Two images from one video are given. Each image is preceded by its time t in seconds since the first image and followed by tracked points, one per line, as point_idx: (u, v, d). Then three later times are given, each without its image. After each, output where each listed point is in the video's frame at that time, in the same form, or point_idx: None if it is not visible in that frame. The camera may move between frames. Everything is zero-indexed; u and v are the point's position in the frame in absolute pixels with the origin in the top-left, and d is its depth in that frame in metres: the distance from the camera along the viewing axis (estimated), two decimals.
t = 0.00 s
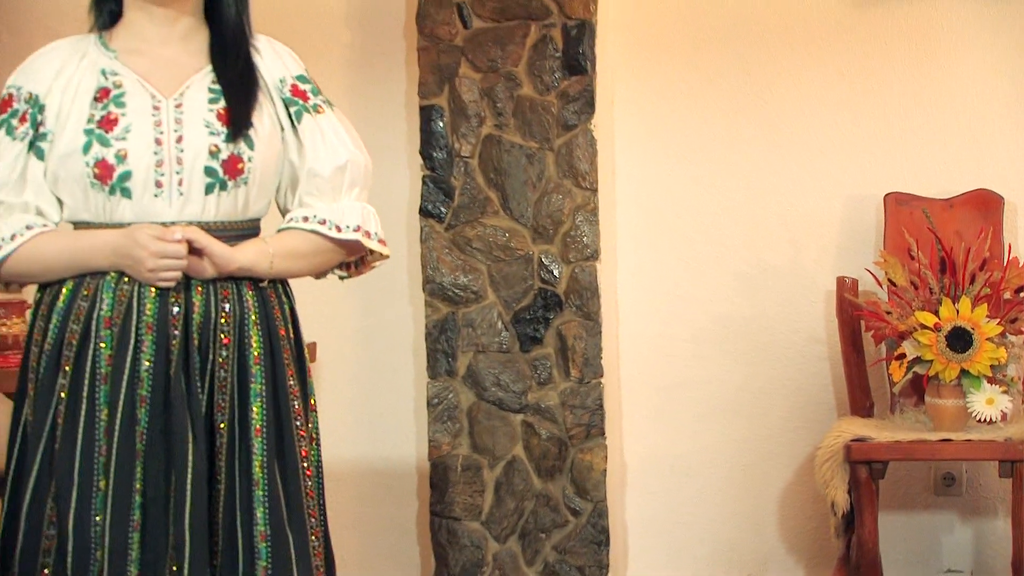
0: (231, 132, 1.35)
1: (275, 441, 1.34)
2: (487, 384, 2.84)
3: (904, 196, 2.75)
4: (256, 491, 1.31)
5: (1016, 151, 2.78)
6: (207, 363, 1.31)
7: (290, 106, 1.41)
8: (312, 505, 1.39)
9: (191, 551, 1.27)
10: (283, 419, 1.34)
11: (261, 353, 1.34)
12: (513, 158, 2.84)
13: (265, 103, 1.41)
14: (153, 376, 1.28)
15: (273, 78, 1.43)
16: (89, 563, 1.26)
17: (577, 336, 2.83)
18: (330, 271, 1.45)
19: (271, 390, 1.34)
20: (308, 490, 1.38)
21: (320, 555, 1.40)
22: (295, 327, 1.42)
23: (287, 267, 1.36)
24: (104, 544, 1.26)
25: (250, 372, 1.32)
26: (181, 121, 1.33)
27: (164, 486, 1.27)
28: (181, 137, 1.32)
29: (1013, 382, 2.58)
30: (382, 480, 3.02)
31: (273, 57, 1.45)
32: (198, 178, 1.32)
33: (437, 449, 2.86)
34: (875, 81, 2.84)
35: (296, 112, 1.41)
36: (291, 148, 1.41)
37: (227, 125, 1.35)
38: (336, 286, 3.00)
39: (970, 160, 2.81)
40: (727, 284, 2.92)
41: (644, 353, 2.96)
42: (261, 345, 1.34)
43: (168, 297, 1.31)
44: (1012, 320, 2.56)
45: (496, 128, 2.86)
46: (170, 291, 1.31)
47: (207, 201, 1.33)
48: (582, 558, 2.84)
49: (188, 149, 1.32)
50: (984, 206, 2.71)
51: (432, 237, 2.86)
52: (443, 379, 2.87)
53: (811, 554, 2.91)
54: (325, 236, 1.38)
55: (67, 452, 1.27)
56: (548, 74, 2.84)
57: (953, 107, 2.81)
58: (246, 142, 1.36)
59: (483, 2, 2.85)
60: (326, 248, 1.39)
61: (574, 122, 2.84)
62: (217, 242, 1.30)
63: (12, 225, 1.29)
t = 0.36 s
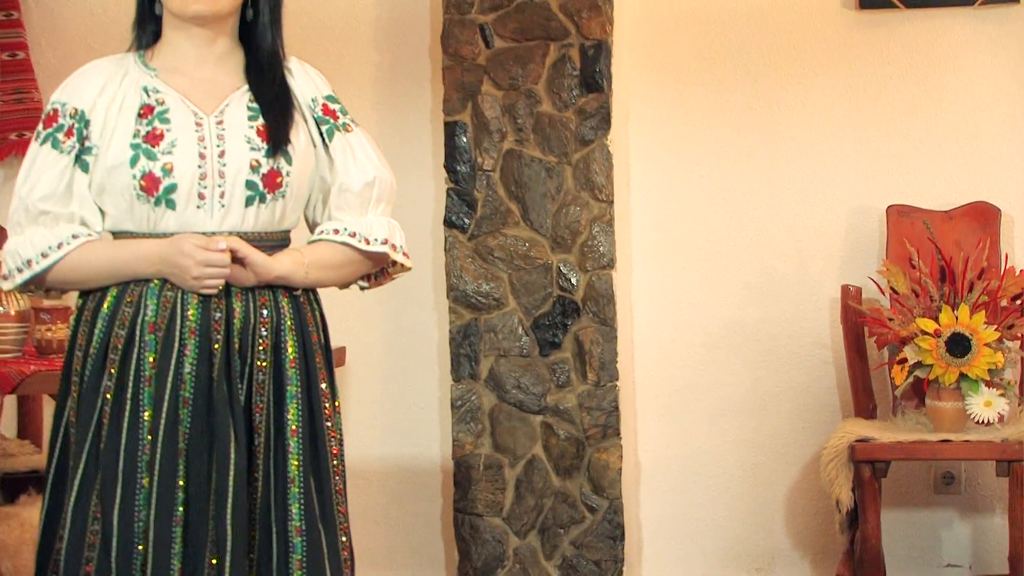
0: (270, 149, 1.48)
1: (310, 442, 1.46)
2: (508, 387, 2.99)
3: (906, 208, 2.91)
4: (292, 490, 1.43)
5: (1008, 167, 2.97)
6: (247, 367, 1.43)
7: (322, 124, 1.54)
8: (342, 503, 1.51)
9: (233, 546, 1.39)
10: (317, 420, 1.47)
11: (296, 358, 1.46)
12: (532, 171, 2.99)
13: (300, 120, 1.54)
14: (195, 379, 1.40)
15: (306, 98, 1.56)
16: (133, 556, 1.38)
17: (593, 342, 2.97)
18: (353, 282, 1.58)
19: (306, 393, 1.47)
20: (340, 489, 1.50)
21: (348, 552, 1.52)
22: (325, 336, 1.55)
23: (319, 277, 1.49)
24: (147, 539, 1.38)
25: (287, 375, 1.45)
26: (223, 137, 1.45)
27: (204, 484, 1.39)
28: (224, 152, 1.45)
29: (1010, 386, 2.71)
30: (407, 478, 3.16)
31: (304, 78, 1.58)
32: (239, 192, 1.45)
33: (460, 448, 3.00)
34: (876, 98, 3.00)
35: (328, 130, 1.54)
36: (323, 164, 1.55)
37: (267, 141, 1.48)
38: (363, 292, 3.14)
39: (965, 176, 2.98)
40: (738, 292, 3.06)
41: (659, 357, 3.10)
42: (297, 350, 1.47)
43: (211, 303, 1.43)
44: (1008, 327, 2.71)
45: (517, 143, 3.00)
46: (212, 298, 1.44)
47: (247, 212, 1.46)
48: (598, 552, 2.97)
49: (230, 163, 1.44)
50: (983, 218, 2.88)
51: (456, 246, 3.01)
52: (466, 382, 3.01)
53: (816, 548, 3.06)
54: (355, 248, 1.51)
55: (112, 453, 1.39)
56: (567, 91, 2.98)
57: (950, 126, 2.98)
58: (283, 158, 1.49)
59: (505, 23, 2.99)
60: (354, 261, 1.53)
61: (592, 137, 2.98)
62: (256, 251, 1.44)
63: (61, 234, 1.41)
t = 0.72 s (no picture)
0: (301, 156, 1.65)
1: (352, 434, 1.64)
2: (531, 387, 3.14)
3: (911, 217, 3.05)
4: (339, 479, 1.61)
5: (1007, 178, 3.11)
6: (293, 366, 1.61)
7: (345, 127, 1.72)
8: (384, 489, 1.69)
9: (287, 533, 1.56)
10: (359, 414, 1.64)
11: (337, 355, 1.64)
12: (554, 182, 3.14)
13: (325, 126, 1.72)
14: (244, 379, 1.57)
15: (328, 105, 1.73)
16: (193, 546, 1.55)
17: (612, 344, 3.12)
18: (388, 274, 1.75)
19: (347, 389, 1.65)
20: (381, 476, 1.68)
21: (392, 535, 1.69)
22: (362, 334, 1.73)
23: (355, 271, 1.66)
24: (205, 529, 1.55)
25: (329, 372, 1.62)
26: (254, 148, 1.63)
27: (256, 478, 1.56)
28: (258, 162, 1.62)
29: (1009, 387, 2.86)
30: (433, 474, 3.31)
31: (324, 86, 1.76)
32: (275, 197, 1.63)
33: (485, 446, 3.15)
34: (879, 111, 3.15)
35: (352, 132, 1.72)
36: (349, 165, 1.72)
37: (296, 149, 1.65)
38: (392, 297, 3.30)
39: (966, 186, 3.13)
40: (748, 297, 3.21)
41: (673, 359, 3.24)
42: (336, 348, 1.64)
43: (257, 306, 1.61)
44: (1008, 331, 2.86)
45: (539, 155, 3.15)
46: (258, 302, 1.61)
47: (284, 217, 1.64)
48: (615, 545, 3.12)
49: (264, 173, 1.62)
50: (983, 226, 3.03)
51: (481, 253, 3.15)
52: (490, 382, 3.16)
53: (824, 541, 3.21)
54: (387, 242, 1.68)
55: (169, 452, 1.56)
56: (587, 105, 3.13)
57: (952, 138, 3.13)
58: (313, 163, 1.67)
59: (528, 41, 3.14)
60: (386, 253, 1.69)
61: (610, 149, 3.13)
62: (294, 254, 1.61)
63: (107, 252, 1.58)
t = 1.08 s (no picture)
0: (340, 163, 1.79)
1: (390, 429, 1.77)
2: (556, 385, 3.29)
3: (920, 223, 3.20)
4: (378, 470, 1.75)
5: (1014, 186, 3.25)
6: (334, 363, 1.74)
7: (380, 135, 1.85)
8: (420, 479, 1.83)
9: (329, 520, 1.70)
10: (396, 408, 1.77)
11: (375, 352, 1.78)
12: (579, 189, 3.28)
13: (362, 134, 1.85)
14: (288, 375, 1.71)
15: (364, 113, 1.87)
16: (241, 533, 1.69)
17: (634, 344, 3.26)
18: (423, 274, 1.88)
19: (385, 384, 1.78)
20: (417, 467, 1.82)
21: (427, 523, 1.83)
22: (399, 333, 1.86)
23: (392, 270, 1.80)
24: (252, 517, 1.69)
25: (368, 369, 1.76)
26: (296, 155, 1.77)
27: (300, 470, 1.70)
28: (299, 169, 1.76)
29: (1015, 385, 3.01)
30: (463, 467, 3.47)
31: (359, 95, 1.89)
32: (316, 202, 1.77)
33: (512, 440, 3.31)
34: (890, 121, 3.29)
35: (386, 139, 1.85)
36: (385, 170, 1.86)
37: (336, 157, 1.79)
38: (424, 298, 3.46)
39: (974, 193, 3.27)
40: (764, 300, 3.36)
41: (693, 359, 3.39)
42: (374, 347, 1.78)
43: (300, 306, 1.74)
44: (1014, 332, 3.01)
45: (564, 164, 3.30)
46: (301, 302, 1.75)
47: (325, 221, 1.78)
48: (637, 535, 3.27)
49: (306, 179, 1.76)
50: (989, 231, 3.18)
51: (509, 257, 3.31)
52: (517, 380, 3.32)
53: (837, 533, 3.35)
54: (423, 243, 1.82)
55: (218, 445, 1.70)
56: (610, 116, 3.27)
57: (960, 147, 3.27)
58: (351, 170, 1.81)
59: (554, 54, 3.29)
60: (422, 253, 1.83)
61: (632, 157, 3.27)
62: (336, 255, 1.74)
63: (156, 257, 1.72)
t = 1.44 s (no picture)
0: (382, 170, 1.90)
1: (416, 423, 1.88)
2: (584, 380, 3.44)
3: (933, 226, 3.35)
4: (403, 464, 1.86)
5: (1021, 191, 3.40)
6: (365, 360, 1.86)
7: (425, 148, 1.97)
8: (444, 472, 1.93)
9: (354, 509, 1.82)
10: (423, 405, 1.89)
11: (405, 351, 1.89)
12: (606, 193, 3.43)
13: (407, 145, 1.96)
14: (320, 370, 1.83)
15: (410, 126, 1.98)
16: (271, 517, 1.81)
17: (658, 341, 3.42)
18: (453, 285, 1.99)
19: (412, 382, 1.89)
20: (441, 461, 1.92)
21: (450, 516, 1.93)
22: (428, 334, 1.97)
23: (427, 277, 1.91)
24: (282, 503, 1.81)
25: (397, 366, 1.87)
26: (342, 160, 1.87)
27: (328, 460, 1.82)
28: (343, 173, 1.87)
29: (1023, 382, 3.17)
30: (494, 459, 3.63)
31: (408, 109, 2.01)
32: (356, 206, 1.87)
33: (542, 433, 3.47)
34: (904, 130, 3.43)
35: (430, 153, 1.96)
36: (427, 183, 1.98)
37: (380, 164, 1.90)
38: (457, 297, 3.62)
39: (984, 198, 3.41)
40: (783, 299, 3.50)
41: (714, 356, 3.54)
42: (404, 345, 1.89)
43: (334, 305, 1.86)
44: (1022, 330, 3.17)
45: (592, 169, 3.45)
46: (335, 300, 1.86)
47: (363, 224, 1.88)
48: (661, 524, 3.42)
49: (348, 183, 1.87)
50: (1001, 235, 3.32)
51: (539, 258, 3.46)
52: (547, 375, 3.47)
53: (852, 523, 3.50)
54: (457, 255, 1.94)
55: (252, 433, 1.82)
56: (636, 123, 3.42)
57: (970, 153, 3.41)
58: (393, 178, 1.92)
59: (582, 64, 3.44)
60: (455, 265, 1.94)
61: (657, 163, 3.42)
62: (371, 258, 1.85)
63: (202, 246, 1.83)
